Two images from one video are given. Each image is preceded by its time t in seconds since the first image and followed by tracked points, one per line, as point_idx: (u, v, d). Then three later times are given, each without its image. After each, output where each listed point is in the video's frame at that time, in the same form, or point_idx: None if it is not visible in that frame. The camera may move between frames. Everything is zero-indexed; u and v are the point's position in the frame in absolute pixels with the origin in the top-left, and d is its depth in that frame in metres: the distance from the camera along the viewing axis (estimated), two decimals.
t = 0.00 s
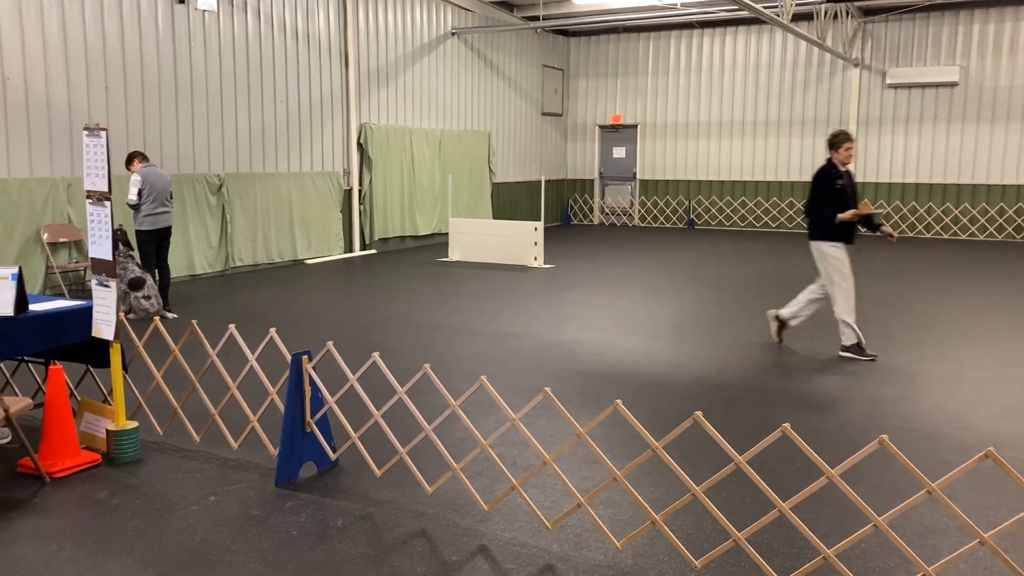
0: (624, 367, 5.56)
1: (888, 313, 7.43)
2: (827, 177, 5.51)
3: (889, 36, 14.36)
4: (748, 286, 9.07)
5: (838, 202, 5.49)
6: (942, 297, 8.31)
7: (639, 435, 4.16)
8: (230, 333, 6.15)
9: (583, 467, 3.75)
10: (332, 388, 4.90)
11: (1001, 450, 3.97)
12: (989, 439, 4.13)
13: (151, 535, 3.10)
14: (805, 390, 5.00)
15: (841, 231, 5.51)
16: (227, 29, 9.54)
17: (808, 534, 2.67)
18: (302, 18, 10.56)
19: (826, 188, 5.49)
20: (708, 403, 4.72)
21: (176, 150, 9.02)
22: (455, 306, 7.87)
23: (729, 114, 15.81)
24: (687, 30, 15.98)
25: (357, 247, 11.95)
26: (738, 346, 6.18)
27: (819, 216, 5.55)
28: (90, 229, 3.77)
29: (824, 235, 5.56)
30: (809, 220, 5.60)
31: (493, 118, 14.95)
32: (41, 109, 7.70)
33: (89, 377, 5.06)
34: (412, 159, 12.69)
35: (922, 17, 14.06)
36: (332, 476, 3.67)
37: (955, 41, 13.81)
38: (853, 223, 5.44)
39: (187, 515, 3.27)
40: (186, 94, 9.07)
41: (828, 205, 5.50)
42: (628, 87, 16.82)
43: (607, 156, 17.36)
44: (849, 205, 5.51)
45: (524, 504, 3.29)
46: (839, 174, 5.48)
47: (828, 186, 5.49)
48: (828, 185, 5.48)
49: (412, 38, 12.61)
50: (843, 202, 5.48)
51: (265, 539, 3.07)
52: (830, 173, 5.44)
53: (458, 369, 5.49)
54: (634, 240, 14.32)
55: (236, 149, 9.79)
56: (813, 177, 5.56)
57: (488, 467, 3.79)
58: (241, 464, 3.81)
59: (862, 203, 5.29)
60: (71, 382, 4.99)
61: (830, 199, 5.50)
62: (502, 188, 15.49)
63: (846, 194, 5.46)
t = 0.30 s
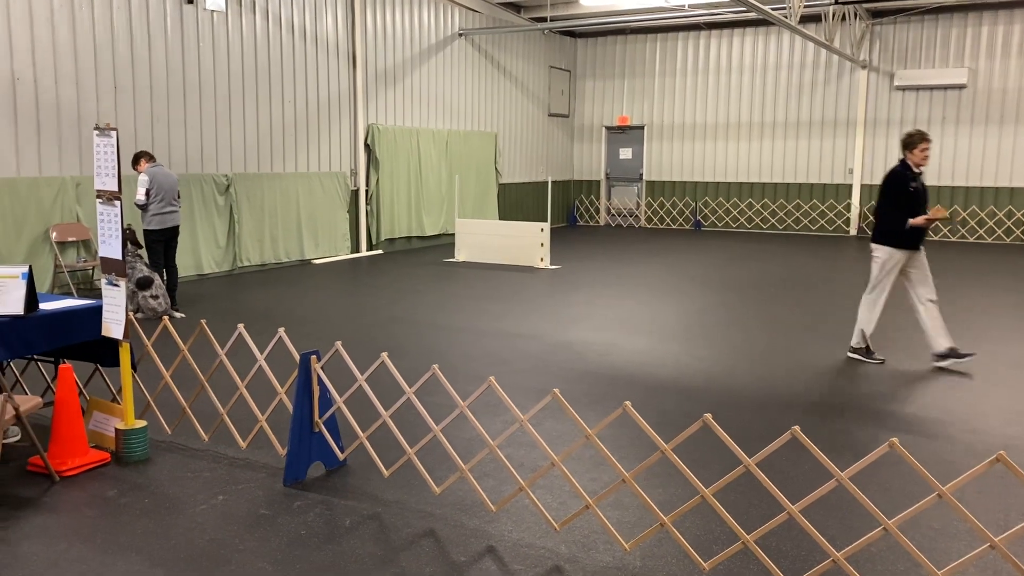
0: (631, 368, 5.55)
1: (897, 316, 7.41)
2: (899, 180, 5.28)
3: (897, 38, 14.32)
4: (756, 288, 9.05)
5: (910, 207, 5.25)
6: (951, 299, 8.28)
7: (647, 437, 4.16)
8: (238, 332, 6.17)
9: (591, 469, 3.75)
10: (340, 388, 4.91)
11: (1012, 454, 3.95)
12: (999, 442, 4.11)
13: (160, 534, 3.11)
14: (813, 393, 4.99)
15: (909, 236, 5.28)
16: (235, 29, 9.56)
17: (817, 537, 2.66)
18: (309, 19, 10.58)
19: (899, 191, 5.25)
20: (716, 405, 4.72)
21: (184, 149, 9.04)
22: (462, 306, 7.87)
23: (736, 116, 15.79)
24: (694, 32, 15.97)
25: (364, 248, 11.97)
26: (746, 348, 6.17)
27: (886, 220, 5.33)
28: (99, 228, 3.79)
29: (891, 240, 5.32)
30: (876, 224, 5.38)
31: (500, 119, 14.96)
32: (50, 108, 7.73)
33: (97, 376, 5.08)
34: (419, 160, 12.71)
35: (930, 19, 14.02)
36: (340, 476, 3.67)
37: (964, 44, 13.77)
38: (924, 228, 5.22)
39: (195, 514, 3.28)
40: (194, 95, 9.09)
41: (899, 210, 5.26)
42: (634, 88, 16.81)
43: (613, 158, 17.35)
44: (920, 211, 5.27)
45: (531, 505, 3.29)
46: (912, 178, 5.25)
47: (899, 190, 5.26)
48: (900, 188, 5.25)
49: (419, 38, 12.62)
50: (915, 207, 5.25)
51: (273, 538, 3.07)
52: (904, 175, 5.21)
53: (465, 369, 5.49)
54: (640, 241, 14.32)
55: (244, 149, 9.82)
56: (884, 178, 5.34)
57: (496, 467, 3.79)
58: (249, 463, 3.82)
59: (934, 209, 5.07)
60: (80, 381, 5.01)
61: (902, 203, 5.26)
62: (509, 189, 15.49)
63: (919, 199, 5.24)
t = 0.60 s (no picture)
0: (636, 371, 5.54)
1: (903, 319, 7.39)
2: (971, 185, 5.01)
3: (903, 41, 14.31)
4: (761, 290, 9.04)
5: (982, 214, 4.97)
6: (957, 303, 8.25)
7: (652, 440, 4.15)
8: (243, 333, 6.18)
9: (596, 472, 3.74)
10: (345, 390, 4.91)
11: (1019, 459, 3.93)
12: (1006, 447, 4.10)
13: (164, 535, 3.11)
14: (818, 396, 4.97)
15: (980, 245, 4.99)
16: (241, 30, 9.57)
17: (822, 541, 2.65)
18: (315, 20, 10.60)
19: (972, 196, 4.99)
20: (721, 409, 4.71)
21: (190, 150, 9.06)
22: (467, 308, 7.87)
23: (741, 119, 15.78)
24: (699, 34, 15.97)
25: (369, 249, 11.98)
26: (751, 351, 6.16)
27: (955, 227, 5.07)
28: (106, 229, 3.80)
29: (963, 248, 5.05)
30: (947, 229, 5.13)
31: (505, 121, 14.96)
32: (56, 110, 7.75)
33: (103, 377, 5.09)
34: (424, 161, 12.72)
35: (937, 22, 13.99)
36: (344, 478, 3.67)
37: (970, 47, 13.74)
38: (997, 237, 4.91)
39: (200, 515, 3.29)
40: (200, 96, 9.11)
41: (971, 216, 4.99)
42: (639, 90, 16.81)
43: (618, 160, 17.35)
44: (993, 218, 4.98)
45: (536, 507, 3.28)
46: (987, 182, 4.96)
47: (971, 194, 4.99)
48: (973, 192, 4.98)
49: (425, 40, 12.64)
50: (988, 214, 4.96)
51: (277, 540, 3.07)
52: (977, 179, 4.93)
53: (469, 371, 5.49)
54: (645, 244, 14.31)
55: (250, 150, 9.84)
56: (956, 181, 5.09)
57: (500, 470, 3.79)
58: (254, 465, 3.82)
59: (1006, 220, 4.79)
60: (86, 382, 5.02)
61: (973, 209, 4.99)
62: (513, 191, 15.50)
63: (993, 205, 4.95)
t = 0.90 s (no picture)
0: (640, 375, 5.54)
1: (907, 324, 7.37)
2: None
3: (909, 45, 14.28)
4: (765, 294, 9.03)
5: None
6: (962, 308, 8.23)
7: (656, 444, 4.15)
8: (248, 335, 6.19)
9: (600, 475, 3.74)
10: (349, 392, 4.91)
11: None
12: (1011, 453, 4.08)
13: (168, 536, 3.12)
14: (823, 401, 4.96)
15: None
16: (248, 32, 9.61)
17: (826, 546, 2.64)
18: (321, 22, 10.62)
19: None
20: (726, 413, 4.70)
21: (196, 152, 9.07)
22: (472, 310, 7.87)
23: (747, 122, 15.76)
24: (705, 37, 15.97)
25: (374, 251, 11.99)
26: (756, 355, 6.15)
27: None
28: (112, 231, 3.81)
29: None
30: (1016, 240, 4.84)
31: (511, 123, 14.98)
32: (63, 110, 7.78)
33: (108, 378, 5.10)
34: (429, 164, 12.74)
35: (943, 26, 13.96)
36: (347, 481, 3.68)
37: (977, 51, 13.70)
38: None
39: (204, 516, 3.29)
40: (206, 98, 9.13)
41: None
42: (645, 93, 16.81)
43: (623, 163, 17.34)
44: None
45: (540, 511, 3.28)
46: None
47: None
48: None
49: (430, 43, 12.66)
50: None
51: (281, 542, 3.07)
52: None
53: (473, 374, 5.48)
54: (650, 246, 14.29)
55: (255, 151, 9.86)
56: None
57: (504, 473, 3.79)
58: (258, 466, 3.83)
59: None
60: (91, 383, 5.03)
61: None
62: (518, 193, 15.50)
63: None
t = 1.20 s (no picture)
0: (646, 378, 5.52)
1: (914, 328, 7.34)
2: None
3: (916, 49, 14.25)
4: (771, 297, 9.00)
5: None
6: (968, 312, 8.19)
7: (661, 447, 4.14)
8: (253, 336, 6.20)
9: (605, 478, 3.74)
10: (354, 394, 4.91)
11: None
12: (1019, 458, 4.06)
13: (173, 537, 3.12)
14: (830, 405, 4.94)
15: None
16: (255, 34, 9.64)
17: (833, 551, 2.63)
18: (327, 25, 10.63)
19: None
20: (731, 416, 4.69)
21: (202, 153, 9.09)
22: (477, 313, 7.87)
23: (752, 125, 15.74)
24: (711, 40, 15.96)
25: (379, 253, 12.00)
26: (762, 359, 6.13)
27: None
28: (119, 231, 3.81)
29: None
30: None
31: (516, 126, 14.99)
32: (70, 111, 7.80)
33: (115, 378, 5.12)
34: (435, 166, 12.75)
35: (950, 29, 13.92)
36: (353, 482, 3.68)
37: (984, 55, 13.68)
38: None
39: (209, 517, 3.30)
40: (213, 99, 9.15)
41: None
42: (650, 96, 16.80)
43: (629, 166, 17.34)
44: None
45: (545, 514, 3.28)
46: None
47: None
48: None
49: (436, 45, 12.67)
50: None
51: (285, 543, 3.07)
52: None
53: (478, 376, 5.48)
54: (655, 249, 14.27)
55: (262, 153, 9.89)
56: None
57: (509, 475, 3.79)
58: (263, 467, 3.83)
59: None
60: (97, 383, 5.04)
61: None
62: (523, 195, 15.50)
63: None
